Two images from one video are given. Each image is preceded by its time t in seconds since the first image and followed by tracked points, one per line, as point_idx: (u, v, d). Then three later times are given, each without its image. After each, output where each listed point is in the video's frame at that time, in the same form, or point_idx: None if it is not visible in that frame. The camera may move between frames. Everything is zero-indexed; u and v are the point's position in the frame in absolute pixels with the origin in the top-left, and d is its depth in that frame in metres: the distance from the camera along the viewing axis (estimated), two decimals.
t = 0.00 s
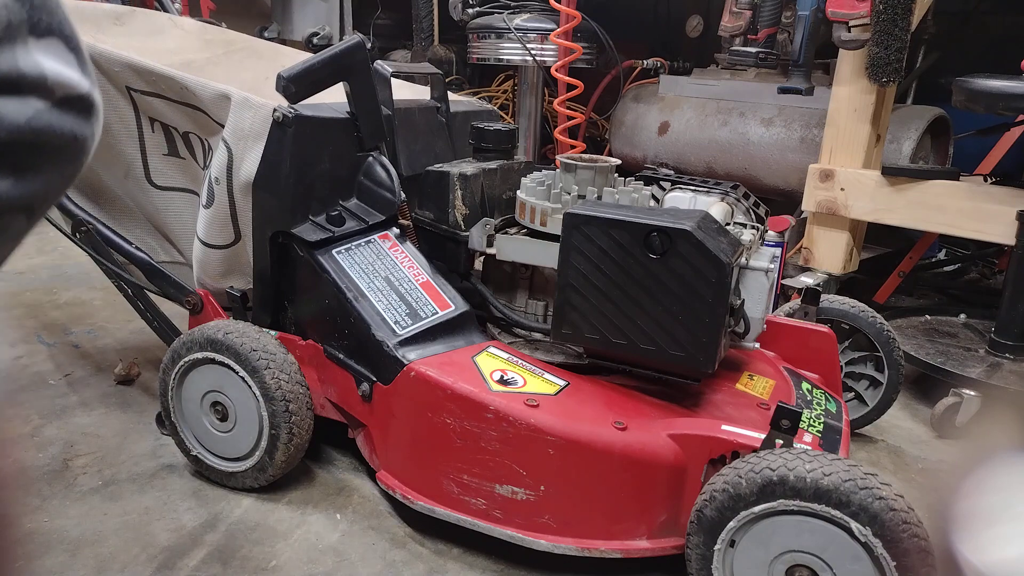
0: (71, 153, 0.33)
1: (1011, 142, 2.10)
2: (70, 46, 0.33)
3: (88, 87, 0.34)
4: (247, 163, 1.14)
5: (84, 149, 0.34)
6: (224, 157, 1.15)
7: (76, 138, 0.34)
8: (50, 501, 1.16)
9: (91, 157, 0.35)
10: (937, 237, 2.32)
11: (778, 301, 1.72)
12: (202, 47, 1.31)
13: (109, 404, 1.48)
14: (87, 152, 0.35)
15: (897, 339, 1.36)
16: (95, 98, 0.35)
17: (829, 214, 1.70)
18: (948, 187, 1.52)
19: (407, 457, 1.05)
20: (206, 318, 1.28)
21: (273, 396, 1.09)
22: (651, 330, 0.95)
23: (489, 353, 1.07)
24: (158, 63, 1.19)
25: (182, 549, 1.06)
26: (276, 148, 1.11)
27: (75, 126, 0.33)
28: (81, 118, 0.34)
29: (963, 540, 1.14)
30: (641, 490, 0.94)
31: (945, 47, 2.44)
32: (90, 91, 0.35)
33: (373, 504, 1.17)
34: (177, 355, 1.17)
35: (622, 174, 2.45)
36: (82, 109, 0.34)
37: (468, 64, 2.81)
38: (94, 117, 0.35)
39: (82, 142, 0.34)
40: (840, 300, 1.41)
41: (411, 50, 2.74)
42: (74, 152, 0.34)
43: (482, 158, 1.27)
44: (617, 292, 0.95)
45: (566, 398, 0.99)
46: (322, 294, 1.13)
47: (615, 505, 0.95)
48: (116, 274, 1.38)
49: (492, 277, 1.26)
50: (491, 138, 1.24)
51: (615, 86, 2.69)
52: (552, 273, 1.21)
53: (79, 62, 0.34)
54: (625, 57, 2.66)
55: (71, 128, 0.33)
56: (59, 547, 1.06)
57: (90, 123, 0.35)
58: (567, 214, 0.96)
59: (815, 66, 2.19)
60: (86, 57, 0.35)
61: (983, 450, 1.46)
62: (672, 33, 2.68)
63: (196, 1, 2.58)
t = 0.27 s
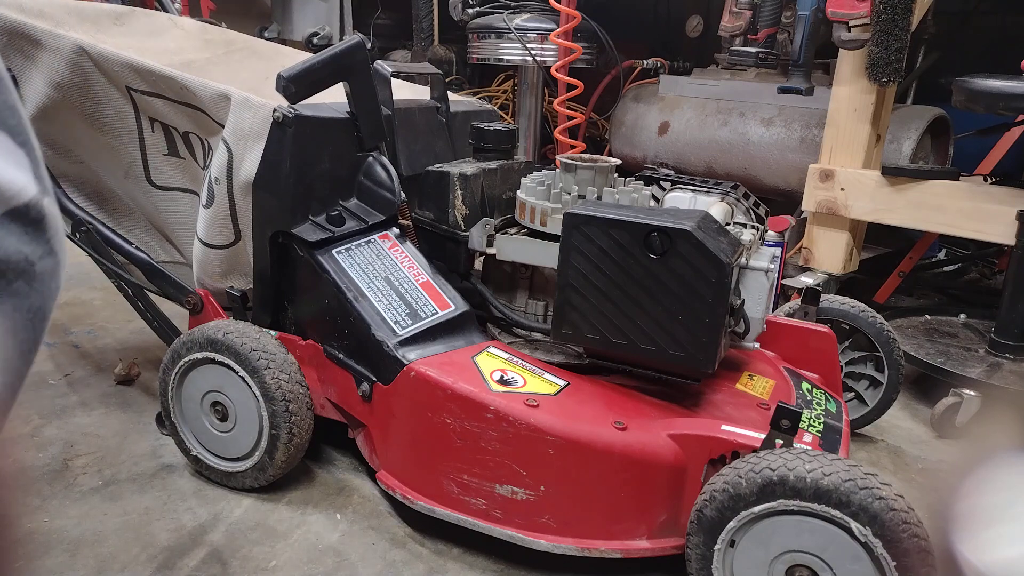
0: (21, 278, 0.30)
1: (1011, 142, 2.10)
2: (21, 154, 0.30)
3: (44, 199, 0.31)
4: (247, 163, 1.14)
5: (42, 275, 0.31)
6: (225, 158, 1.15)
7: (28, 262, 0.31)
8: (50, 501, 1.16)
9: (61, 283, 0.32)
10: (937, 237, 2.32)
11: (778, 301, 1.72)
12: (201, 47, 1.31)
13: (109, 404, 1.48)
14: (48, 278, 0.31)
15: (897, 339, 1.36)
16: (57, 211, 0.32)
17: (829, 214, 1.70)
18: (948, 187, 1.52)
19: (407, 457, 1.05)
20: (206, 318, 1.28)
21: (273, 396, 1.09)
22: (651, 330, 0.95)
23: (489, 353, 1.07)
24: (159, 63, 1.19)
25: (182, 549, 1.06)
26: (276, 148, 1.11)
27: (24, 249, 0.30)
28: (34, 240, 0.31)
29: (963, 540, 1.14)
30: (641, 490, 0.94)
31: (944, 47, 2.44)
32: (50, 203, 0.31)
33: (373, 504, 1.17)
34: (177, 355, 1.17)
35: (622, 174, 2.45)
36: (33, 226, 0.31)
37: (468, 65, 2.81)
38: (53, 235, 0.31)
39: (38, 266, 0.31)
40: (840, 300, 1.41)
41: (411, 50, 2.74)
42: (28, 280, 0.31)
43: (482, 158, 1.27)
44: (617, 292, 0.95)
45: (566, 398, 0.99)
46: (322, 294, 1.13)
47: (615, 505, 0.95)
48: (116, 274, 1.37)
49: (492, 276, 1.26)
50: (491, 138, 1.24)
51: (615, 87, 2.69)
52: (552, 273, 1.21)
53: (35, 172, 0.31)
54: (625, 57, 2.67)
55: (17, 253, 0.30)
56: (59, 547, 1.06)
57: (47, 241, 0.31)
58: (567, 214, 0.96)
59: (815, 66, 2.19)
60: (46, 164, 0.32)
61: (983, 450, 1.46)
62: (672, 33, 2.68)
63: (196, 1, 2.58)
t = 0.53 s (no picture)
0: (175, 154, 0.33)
1: (1011, 142, 2.10)
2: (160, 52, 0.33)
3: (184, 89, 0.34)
4: (247, 163, 1.14)
5: (186, 151, 0.34)
6: (225, 158, 1.15)
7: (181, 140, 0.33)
8: (50, 501, 1.16)
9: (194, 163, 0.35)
10: (937, 237, 2.32)
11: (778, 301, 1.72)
12: (201, 47, 1.31)
13: (109, 404, 1.48)
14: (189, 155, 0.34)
15: (897, 339, 1.36)
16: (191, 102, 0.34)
17: (829, 214, 1.70)
18: (948, 187, 1.52)
19: (407, 457, 1.05)
20: (206, 318, 1.28)
21: (273, 396, 1.09)
22: (651, 330, 0.95)
23: (489, 353, 1.07)
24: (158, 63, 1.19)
25: (182, 549, 1.06)
26: (276, 147, 1.11)
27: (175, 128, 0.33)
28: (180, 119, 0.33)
29: (963, 540, 1.14)
30: (641, 490, 0.94)
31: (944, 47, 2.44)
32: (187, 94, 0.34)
33: (373, 504, 1.17)
34: (177, 355, 1.17)
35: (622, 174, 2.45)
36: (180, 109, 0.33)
37: (468, 65, 2.81)
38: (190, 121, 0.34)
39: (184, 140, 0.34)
40: (840, 300, 1.41)
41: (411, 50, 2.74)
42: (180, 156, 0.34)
43: (482, 158, 1.27)
44: (617, 291, 0.95)
45: (565, 398, 0.99)
46: (322, 294, 1.13)
47: (615, 505, 0.95)
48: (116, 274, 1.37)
49: (492, 277, 1.26)
50: (491, 139, 1.24)
51: (615, 86, 2.69)
52: (552, 273, 1.21)
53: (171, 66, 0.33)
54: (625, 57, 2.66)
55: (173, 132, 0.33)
56: (59, 547, 1.06)
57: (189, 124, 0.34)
58: (567, 214, 0.96)
59: (815, 66, 2.19)
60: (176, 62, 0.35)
61: (983, 450, 1.46)
62: (672, 33, 2.68)
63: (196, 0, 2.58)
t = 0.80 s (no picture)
0: (123, 151, 0.37)
1: (1011, 142, 2.10)
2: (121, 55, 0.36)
3: (143, 89, 0.37)
4: (247, 163, 1.14)
5: (133, 146, 0.38)
6: (224, 157, 1.15)
7: (126, 136, 0.37)
8: (50, 501, 1.16)
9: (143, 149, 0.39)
10: (937, 237, 2.32)
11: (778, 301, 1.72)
12: (201, 47, 1.31)
13: (109, 404, 1.48)
14: (136, 147, 0.38)
15: (897, 339, 1.36)
16: (149, 98, 0.38)
17: (829, 214, 1.70)
18: (948, 187, 1.52)
19: (407, 457, 1.05)
20: (206, 318, 1.28)
21: (273, 396, 1.09)
22: (652, 330, 0.95)
23: (489, 353, 1.07)
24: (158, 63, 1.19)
25: (181, 549, 1.06)
26: (276, 147, 1.11)
27: (125, 127, 0.37)
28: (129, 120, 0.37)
29: (963, 540, 1.14)
30: (641, 490, 0.94)
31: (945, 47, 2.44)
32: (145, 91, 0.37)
33: (373, 504, 1.17)
34: (177, 354, 1.17)
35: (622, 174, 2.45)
36: (136, 111, 0.37)
37: (468, 65, 2.81)
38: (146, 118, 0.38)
39: (134, 140, 0.38)
40: (840, 301, 1.41)
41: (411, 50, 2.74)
42: (129, 153, 0.38)
43: (482, 158, 1.27)
44: (617, 291, 0.95)
45: (565, 398, 0.99)
46: (322, 294, 1.13)
47: (615, 505, 0.95)
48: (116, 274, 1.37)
49: (492, 277, 1.26)
50: (491, 139, 1.24)
51: (615, 87, 2.69)
52: (552, 273, 1.21)
53: (131, 63, 0.37)
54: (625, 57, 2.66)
55: (119, 131, 0.36)
56: (59, 547, 1.06)
57: (141, 123, 0.38)
58: (567, 214, 0.96)
59: (815, 66, 2.19)
60: (141, 57, 0.38)
61: (983, 450, 1.46)
62: (672, 34, 2.68)
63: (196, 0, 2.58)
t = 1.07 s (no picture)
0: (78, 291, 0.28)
1: (1011, 142, 2.10)
2: (67, 162, 0.28)
3: (100, 207, 0.28)
4: (247, 163, 1.14)
5: (96, 285, 0.28)
6: (224, 158, 1.15)
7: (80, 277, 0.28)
8: (50, 501, 1.16)
9: (117, 290, 0.29)
10: (937, 237, 2.32)
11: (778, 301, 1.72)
12: (201, 47, 1.31)
13: (109, 404, 1.48)
14: (104, 288, 0.29)
15: (897, 339, 1.36)
16: (112, 219, 0.29)
17: (829, 214, 1.70)
18: (948, 187, 1.52)
19: (407, 457, 1.05)
20: (206, 317, 1.28)
21: (273, 396, 1.09)
22: (651, 330, 0.95)
23: (489, 353, 1.07)
24: (159, 63, 1.19)
25: (182, 549, 1.06)
26: (276, 148, 1.11)
27: (77, 260, 0.27)
28: (88, 249, 0.28)
29: (963, 540, 1.14)
30: (641, 490, 0.94)
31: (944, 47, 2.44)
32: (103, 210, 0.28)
33: (373, 504, 1.17)
34: (177, 355, 1.17)
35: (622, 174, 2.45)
36: (92, 234, 0.28)
37: (468, 65, 2.81)
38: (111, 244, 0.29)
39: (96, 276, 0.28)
40: (840, 300, 1.41)
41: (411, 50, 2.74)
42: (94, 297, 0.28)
43: (482, 158, 1.27)
44: (617, 291, 0.95)
45: (565, 398, 0.99)
46: (322, 293, 1.13)
47: (615, 505, 0.95)
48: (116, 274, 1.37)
49: (492, 277, 1.26)
50: (491, 138, 1.24)
51: (615, 87, 2.69)
52: (552, 273, 1.21)
53: (82, 176, 0.28)
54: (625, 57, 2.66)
55: (68, 265, 0.27)
56: (59, 547, 1.06)
57: (103, 252, 0.28)
58: (567, 214, 0.96)
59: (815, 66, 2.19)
60: (100, 172, 0.29)
61: (983, 451, 1.46)
62: (672, 34, 2.68)
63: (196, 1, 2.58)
